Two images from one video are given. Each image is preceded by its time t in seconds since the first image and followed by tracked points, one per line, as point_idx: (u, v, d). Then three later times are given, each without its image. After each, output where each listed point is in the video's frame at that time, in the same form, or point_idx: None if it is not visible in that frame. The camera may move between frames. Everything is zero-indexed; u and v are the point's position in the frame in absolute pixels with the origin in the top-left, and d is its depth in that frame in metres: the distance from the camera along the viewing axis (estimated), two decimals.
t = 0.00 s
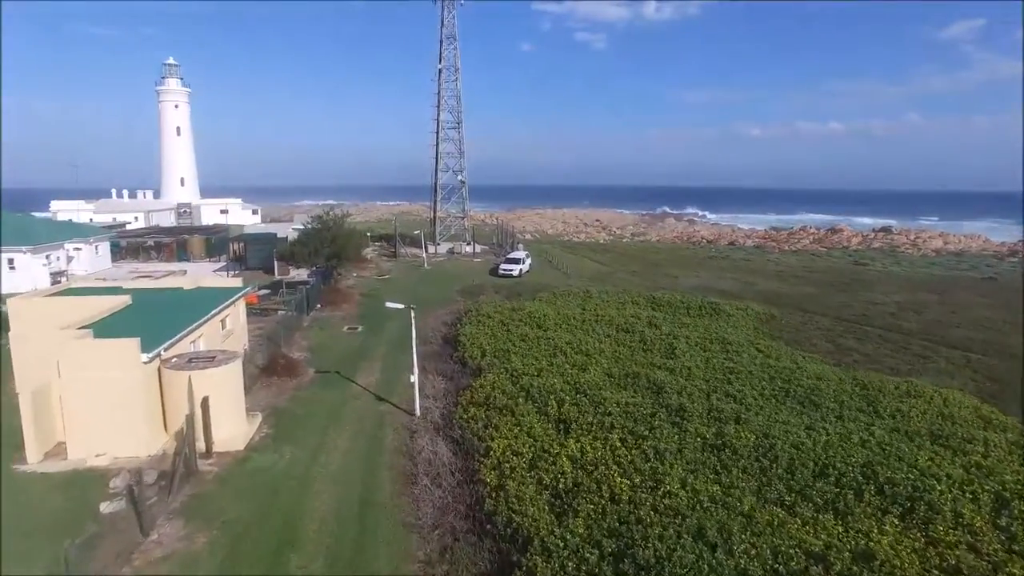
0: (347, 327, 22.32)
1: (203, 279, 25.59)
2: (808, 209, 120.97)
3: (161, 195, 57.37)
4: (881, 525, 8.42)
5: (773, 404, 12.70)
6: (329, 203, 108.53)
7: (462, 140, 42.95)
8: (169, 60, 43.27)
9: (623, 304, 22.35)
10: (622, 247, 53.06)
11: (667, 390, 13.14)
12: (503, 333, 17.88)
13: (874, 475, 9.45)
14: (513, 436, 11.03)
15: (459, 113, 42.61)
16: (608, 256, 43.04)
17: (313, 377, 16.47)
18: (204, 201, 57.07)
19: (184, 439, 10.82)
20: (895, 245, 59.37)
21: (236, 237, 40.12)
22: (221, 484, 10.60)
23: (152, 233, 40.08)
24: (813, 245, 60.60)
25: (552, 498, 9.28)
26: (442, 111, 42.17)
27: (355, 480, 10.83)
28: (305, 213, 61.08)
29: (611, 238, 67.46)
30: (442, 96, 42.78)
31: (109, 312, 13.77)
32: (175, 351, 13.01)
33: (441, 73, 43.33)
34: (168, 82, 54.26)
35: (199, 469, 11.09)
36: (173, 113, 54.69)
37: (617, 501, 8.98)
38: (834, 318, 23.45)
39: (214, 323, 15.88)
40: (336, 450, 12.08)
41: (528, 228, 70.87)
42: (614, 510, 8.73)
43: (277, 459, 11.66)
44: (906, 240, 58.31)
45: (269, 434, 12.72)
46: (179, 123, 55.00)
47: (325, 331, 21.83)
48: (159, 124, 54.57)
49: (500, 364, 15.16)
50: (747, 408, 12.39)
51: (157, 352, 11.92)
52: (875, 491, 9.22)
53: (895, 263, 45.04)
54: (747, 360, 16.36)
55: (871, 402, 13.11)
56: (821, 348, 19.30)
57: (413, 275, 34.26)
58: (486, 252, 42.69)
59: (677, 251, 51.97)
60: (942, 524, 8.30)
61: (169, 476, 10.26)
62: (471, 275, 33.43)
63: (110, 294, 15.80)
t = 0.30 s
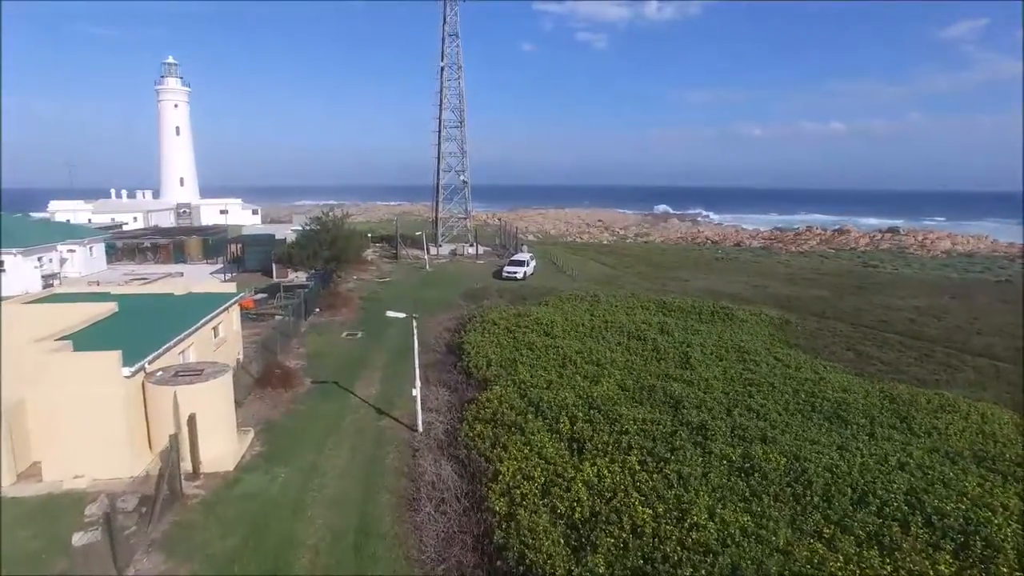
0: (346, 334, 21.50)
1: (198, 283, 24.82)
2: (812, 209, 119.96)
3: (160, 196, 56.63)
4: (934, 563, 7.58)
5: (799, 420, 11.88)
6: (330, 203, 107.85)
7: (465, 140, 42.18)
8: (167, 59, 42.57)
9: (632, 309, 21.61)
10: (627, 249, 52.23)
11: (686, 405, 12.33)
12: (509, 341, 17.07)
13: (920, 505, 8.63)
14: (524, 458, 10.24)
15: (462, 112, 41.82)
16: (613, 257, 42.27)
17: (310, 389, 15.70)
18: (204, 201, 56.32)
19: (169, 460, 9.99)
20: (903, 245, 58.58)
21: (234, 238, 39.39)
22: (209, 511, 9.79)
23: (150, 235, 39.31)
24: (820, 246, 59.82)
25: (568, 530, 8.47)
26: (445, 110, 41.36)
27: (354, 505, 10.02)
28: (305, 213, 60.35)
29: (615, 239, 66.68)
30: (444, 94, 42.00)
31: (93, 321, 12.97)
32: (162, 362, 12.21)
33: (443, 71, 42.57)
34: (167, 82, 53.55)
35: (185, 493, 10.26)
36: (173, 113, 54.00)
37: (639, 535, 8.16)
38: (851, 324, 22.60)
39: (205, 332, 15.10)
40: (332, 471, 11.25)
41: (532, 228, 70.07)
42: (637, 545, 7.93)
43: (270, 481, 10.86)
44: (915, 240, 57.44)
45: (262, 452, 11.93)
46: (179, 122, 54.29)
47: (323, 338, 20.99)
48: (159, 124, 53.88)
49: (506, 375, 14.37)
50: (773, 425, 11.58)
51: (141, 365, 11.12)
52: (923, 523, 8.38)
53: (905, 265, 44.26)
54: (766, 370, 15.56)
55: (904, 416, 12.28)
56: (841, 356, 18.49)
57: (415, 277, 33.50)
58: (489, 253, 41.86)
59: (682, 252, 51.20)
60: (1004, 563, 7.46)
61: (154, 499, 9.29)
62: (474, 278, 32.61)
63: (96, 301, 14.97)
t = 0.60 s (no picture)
0: (345, 340, 20.78)
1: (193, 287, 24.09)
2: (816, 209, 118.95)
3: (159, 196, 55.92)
4: None
5: (827, 437, 11.08)
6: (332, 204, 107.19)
7: (467, 139, 41.43)
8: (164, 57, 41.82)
9: (642, 314, 20.90)
10: (632, 249, 51.46)
11: (705, 421, 11.54)
12: (514, 349, 16.33)
13: (973, 540, 7.81)
14: (534, 484, 9.47)
15: (464, 110, 41.05)
16: (618, 259, 41.50)
17: (306, 400, 14.94)
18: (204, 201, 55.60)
19: (151, 481, 9.23)
20: (911, 246, 57.76)
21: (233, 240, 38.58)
22: (194, 540, 8.99)
23: (146, 236, 38.56)
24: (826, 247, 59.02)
25: (585, 568, 7.68)
26: (447, 108, 40.62)
27: (350, 534, 9.22)
28: (306, 213, 59.62)
29: (618, 239, 65.96)
30: (446, 93, 41.28)
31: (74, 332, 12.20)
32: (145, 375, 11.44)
33: (445, 68, 41.84)
34: (167, 80, 52.85)
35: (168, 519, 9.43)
36: (172, 112, 53.33)
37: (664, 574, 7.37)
38: (868, 329, 21.83)
39: (195, 341, 14.32)
40: (328, 492, 10.48)
41: (534, 229, 69.34)
42: None
43: (261, 505, 10.07)
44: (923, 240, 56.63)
45: (254, 473, 11.15)
46: (178, 121, 53.59)
47: (321, 344, 20.26)
48: (157, 123, 53.18)
49: (513, 386, 13.63)
50: (800, 443, 10.78)
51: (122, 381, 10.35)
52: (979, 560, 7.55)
53: (914, 266, 43.48)
54: (786, 381, 14.76)
55: (941, 434, 11.46)
56: (862, 364, 17.69)
57: (416, 279, 32.76)
58: (491, 255, 41.12)
59: (688, 253, 50.44)
60: None
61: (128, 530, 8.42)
62: (477, 280, 31.87)
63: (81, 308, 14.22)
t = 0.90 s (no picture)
0: (343, 346, 20.02)
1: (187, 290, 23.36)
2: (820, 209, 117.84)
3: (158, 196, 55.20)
4: None
5: (859, 456, 10.26)
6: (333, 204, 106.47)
7: (469, 138, 40.67)
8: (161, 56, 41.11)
9: (652, 320, 20.15)
10: (637, 251, 50.62)
11: (726, 439, 10.75)
12: (520, 357, 15.56)
13: None
14: (545, 512, 8.68)
15: (466, 109, 40.30)
16: (623, 260, 40.71)
17: (301, 412, 14.18)
18: (203, 201, 54.87)
19: (128, 507, 8.42)
20: (919, 246, 56.92)
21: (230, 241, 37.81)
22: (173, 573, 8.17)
23: (142, 237, 37.82)
24: (832, 248, 58.21)
25: None
26: (448, 107, 39.89)
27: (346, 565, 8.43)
28: (306, 214, 58.88)
29: (622, 240, 65.16)
30: (448, 91, 40.55)
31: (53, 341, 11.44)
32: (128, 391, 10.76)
33: (446, 66, 41.10)
34: (166, 79, 52.19)
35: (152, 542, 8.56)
36: (172, 112, 52.66)
37: None
38: (886, 335, 21.01)
39: (182, 350, 13.57)
40: (321, 515, 9.70)
41: (537, 230, 68.56)
42: None
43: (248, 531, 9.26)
44: (932, 239, 55.71)
45: (241, 496, 10.33)
46: (177, 121, 52.88)
47: (318, 350, 19.49)
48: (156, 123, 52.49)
49: (519, 398, 12.86)
50: (831, 463, 9.95)
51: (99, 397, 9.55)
52: None
53: (925, 267, 42.64)
54: (808, 393, 13.92)
55: (982, 453, 10.60)
56: (885, 372, 16.85)
57: (417, 282, 31.99)
58: (494, 256, 40.34)
59: (693, 254, 49.65)
60: None
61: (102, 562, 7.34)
62: (479, 283, 31.09)
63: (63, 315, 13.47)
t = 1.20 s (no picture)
0: (339, 352, 19.26)
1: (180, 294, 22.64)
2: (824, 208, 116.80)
3: (156, 196, 54.52)
4: None
5: (893, 478, 9.48)
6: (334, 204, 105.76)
7: (470, 136, 39.91)
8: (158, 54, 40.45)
9: (661, 325, 19.38)
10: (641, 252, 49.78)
11: (749, 460, 9.96)
12: (524, 366, 14.78)
13: None
14: (555, 544, 7.89)
15: (467, 107, 39.53)
16: (628, 261, 39.94)
17: (293, 425, 13.42)
18: (202, 201, 54.19)
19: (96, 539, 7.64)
20: (927, 246, 56.03)
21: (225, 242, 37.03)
22: None
23: (138, 238, 37.12)
24: (839, 248, 57.38)
25: None
26: (449, 105, 39.11)
27: None
28: (306, 214, 58.17)
29: (626, 240, 64.31)
30: (448, 89, 39.77)
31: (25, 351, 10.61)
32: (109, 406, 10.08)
33: (447, 63, 40.35)
34: (164, 79, 51.52)
35: None
36: (171, 111, 52.03)
37: None
38: (905, 340, 20.21)
39: (167, 359, 12.78)
40: (311, 544, 8.95)
41: (539, 230, 67.74)
42: None
43: (228, 563, 8.49)
44: (941, 239, 54.77)
45: (225, 521, 9.57)
46: (175, 120, 52.22)
47: (313, 356, 18.74)
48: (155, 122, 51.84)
49: (524, 412, 12.08)
50: (866, 487, 9.13)
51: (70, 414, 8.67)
52: None
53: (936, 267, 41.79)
54: (830, 405, 13.12)
55: None
56: (907, 380, 16.04)
57: (417, 284, 31.25)
58: (495, 257, 39.53)
59: (698, 255, 48.84)
60: None
61: None
62: (481, 285, 30.31)
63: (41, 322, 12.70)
